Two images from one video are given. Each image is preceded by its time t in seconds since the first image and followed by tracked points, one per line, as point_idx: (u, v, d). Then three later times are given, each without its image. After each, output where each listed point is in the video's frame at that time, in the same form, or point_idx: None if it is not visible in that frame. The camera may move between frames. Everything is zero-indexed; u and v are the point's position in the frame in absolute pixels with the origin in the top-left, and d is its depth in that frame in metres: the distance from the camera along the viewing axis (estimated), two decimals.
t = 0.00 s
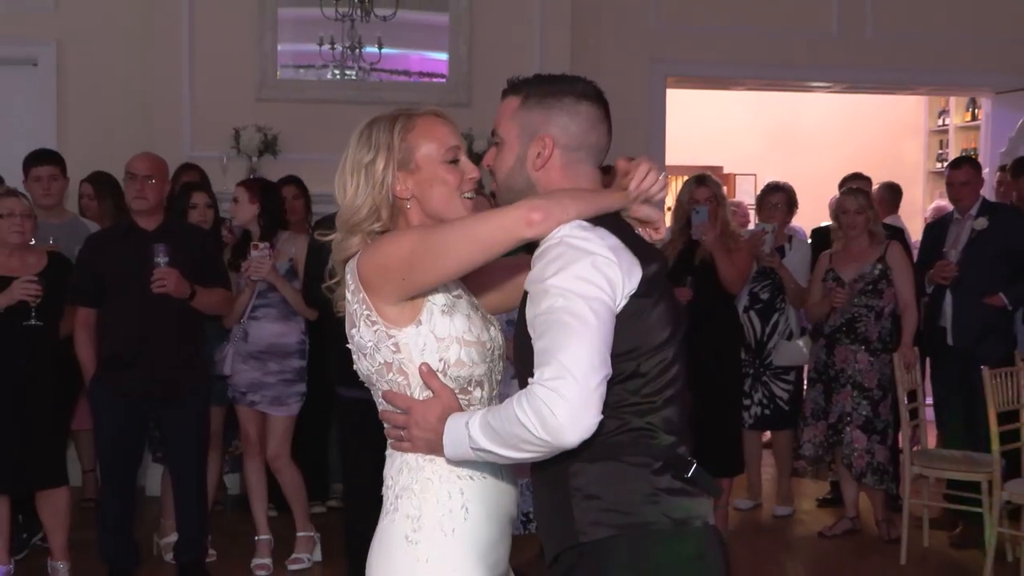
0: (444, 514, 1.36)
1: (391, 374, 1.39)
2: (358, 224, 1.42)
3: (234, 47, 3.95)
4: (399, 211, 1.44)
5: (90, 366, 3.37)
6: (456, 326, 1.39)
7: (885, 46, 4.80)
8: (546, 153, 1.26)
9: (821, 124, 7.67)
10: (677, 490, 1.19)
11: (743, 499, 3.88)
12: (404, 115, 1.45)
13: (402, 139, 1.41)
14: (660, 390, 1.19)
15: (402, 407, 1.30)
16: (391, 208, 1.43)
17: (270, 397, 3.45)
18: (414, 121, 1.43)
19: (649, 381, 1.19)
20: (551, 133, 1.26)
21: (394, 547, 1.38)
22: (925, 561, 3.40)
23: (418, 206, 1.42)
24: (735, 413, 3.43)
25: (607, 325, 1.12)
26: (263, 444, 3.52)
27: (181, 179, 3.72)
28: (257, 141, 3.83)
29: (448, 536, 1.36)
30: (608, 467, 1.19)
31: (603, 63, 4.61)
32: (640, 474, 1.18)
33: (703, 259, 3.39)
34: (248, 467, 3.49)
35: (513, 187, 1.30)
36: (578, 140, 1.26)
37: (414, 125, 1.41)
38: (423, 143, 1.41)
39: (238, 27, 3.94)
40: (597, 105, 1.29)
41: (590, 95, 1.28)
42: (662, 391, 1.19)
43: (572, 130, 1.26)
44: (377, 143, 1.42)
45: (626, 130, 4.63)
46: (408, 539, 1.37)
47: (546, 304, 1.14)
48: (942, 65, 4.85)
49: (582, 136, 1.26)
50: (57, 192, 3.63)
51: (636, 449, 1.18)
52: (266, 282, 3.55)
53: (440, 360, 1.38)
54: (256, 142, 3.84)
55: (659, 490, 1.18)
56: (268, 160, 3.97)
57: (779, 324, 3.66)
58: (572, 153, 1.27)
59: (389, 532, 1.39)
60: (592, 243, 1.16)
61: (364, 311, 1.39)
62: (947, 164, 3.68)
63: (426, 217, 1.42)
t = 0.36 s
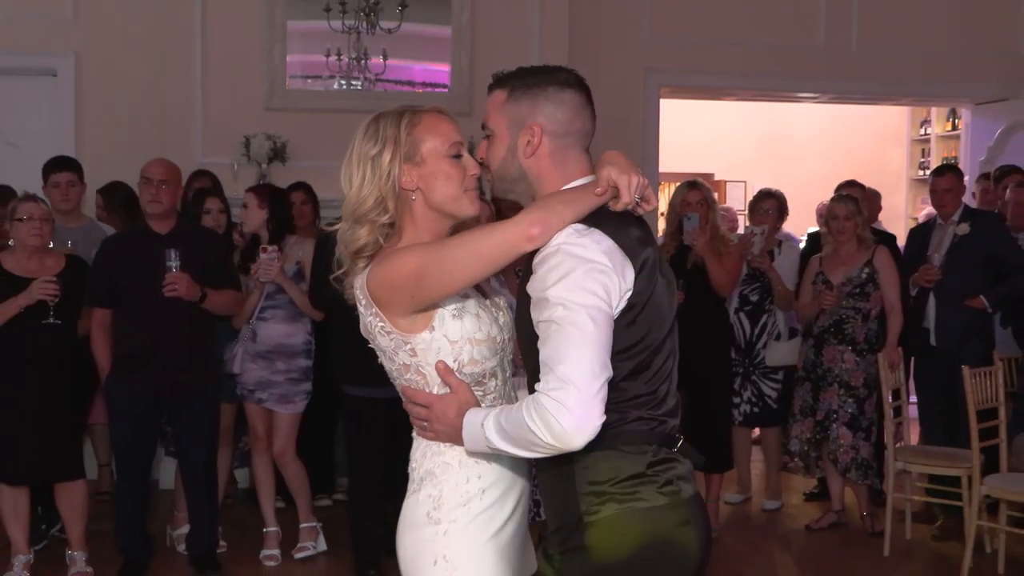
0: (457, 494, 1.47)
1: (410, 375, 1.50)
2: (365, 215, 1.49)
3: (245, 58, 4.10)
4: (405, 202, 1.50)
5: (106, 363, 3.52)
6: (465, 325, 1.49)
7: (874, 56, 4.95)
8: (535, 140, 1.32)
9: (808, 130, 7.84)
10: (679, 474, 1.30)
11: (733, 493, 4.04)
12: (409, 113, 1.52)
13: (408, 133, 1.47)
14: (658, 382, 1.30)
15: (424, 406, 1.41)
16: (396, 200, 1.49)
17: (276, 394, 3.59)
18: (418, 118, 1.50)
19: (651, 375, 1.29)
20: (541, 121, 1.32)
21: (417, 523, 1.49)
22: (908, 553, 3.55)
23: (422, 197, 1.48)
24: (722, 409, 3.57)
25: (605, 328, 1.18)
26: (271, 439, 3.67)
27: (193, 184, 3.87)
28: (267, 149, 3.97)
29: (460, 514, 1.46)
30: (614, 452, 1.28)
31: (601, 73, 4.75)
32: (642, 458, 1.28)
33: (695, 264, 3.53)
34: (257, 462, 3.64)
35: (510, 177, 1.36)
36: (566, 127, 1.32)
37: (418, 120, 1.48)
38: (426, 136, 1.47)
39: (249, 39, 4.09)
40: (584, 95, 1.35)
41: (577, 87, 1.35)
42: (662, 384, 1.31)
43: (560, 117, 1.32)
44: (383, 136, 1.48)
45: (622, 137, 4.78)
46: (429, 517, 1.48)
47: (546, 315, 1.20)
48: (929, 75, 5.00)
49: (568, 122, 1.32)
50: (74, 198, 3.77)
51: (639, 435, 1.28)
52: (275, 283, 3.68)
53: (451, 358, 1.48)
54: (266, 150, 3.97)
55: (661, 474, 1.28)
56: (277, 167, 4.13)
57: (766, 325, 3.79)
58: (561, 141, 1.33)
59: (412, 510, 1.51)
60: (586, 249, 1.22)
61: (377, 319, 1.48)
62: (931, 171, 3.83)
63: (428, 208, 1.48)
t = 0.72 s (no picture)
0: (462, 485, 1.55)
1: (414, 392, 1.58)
2: (371, 240, 1.60)
3: (254, 66, 4.23)
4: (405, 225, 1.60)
5: (121, 360, 3.65)
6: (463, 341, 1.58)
7: (867, 64, 5.08)
8: (526, 167, 1.41)
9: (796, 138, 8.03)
10: (666, 490, 1.36)
11: (725, 487, 4.17)
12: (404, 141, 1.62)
13: (404, 158, 1.58)
14: (649, 402, 1.36)
15: (431, 422, 1.47)
16: (398, 224, 1.60)
17: (285, 390, 3.72)
18: (415, 143, 1.60)
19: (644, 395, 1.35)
20: (530, 148, 1.41)
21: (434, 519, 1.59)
22: (892, 544, 3.69)
23: (421, 219, 1.58)
24: (714, 405, 3.68)
25: (577, 366, 1.24)
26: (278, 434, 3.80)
27: (205, 188, 4.01)
28: (276, 154, 4.10)
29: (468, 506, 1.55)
30: (608, 469, 1.33)
31: (600, 79, 4.88)
32: (635, 476, 1.33)
33: (688, 264, 3.70)
34: (264, 456, 3.77)
35: (506, 203, 1.45)
36: (556, 150, 1.41)
37: (413, 146, 1.59)
38: (422, 161, 1.57)
39: (258, 48, 4.23)
40: (570, 120, 1.44)
41: (564, 113, 1.44)
42: (654, 403, 1.37)
43: (549, 143, 1.41)
44: (382, 163, 1.60)
45: (621, 142, 4.90)
46: (438, 512, 1.57)
47: (526, 352, 1.27)
48: (920, 82, 5.13)
49: (559, 146, 1.41)
50: (89, 200, 3.89)
51: (632, 451, 1.34)
52: (281, 284, 3.81)
53: (451, 374, 1.56)
54: (275, 155, 4.10)
55: (651, 489, 1.34)
56: (286, 171, 4.26)
57: (758, 325, 3.89)
58: (552, 164, 1.42)
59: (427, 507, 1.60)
60: (563, 287, 1.28)
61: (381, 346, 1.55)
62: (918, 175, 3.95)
63: (429, 229, 1.58)
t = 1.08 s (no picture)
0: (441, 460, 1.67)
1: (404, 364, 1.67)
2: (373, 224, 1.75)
3: (266, 75, 4.40)
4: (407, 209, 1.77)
5: (140, 354, 3.84)
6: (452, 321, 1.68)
7: (857, 70, 5.25)
8: (511, 146, 1.43)
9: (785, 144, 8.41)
10: (618, 464, 1.38)
11: (717, 477, 4.36)
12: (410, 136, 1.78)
13: (405, 155, 1.73)
14: (612, 374, 1.36)
15: (413, 389, 1.54)
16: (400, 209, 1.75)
17: (296, 384, 3.88)
18: (417, 140, 1.76)
19: (613, 372, 1.37)
20: (515, 128, 1.42)
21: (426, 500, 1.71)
22: (877, 531, 3.87)
23: (421, 206, 1.73)
24: (705, 397, 3.87)
25: (529, 320, 1.27)
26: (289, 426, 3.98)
27: (220, 192, 4.18)
28: (287, 159, 4.27)
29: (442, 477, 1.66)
30: (563, 433, 1.34)
31: (599, 85, 5.05)
32: (588, 444, 1.34)
33: (682, 264, 3.87)
34: (277, 446, 3.95)
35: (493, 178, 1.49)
36: (544, 130, 1.42)
37: (416, 141, 1.74)
38: (422, 156, 1.73)
39: (270, 57, 4.40)
40: (558, 99, 1.43)
41: (552, 91, 1.43)
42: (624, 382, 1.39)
43: (533, 125, 1.41)
44: (386, 159, 1.76)
45: (618, 146, 5.07)
46: (415, 484, 1.66)
47: (488, 302, 1.31)
48: (908, 88, 5.30)
49: (548, 123, 1.41)
50: (107, 202, 4.06)
51: (593, 422, 1.35)
52: (292, 283, 4.00)
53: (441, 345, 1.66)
54: (286, 159, 4.27)
55: (607, 462, 1.36)
56: (297, 174, 4.43)
57: (745, 322, 4.07)
58: (540, 143, 1.42)
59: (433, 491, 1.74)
60: (525, 242, 1.30)
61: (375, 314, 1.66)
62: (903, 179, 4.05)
63: (427, 215, 1.73)
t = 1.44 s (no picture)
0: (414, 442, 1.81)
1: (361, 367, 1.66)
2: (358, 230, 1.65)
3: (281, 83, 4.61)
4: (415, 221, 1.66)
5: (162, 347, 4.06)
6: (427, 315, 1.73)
7: (845, 77, 5.46)
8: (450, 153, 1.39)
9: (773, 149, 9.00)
10: (514, 466, 1.30)
11: (710, 465, 4.58)
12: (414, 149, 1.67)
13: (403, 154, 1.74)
14: (510, 370, 1.29)
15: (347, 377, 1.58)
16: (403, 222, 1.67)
17: (308, 376, 4.10)
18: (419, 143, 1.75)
19: (523, 377, 1.30)
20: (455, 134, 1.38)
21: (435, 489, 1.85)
22: (861, 515, 4.09)
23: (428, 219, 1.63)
24: (698, 389, 4.08)
25: (406, 306, 1.26)
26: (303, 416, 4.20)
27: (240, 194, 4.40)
28: (302, 162, 4.50)
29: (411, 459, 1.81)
30: (449, 425, 1.28)
31: (599, 92, 5.27)
32: (474, 439, 1.28)
33: (677, 262, 4.09)
34: (290, 435, 4.17)
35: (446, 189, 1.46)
36: (483, 130, 1.35)
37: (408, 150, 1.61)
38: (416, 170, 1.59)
39: (285, 66, 4.61)
40: (499, 102, 1.36)
41: (493, 94, 1.37)
42: (539, 391, 1.32)
43: (470, 129, 1.36)
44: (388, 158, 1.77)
45: (617, 149, 5.29)
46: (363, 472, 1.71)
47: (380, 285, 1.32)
48: (896, 94, 5.51)
49: (488, 124, 1.35)
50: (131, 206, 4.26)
51: (483, 421, 1.28)
52: (310, 281, 4.23)
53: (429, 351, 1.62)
54: (301, 162, 4.50)
55: (497, 467, 1.29)
56: (310, 177, 4.64)
57: (737, 317, 4.26)
58: (476, 142, 1.36)
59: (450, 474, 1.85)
60: (422, 226, 1.28)
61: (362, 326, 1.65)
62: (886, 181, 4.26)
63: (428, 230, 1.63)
